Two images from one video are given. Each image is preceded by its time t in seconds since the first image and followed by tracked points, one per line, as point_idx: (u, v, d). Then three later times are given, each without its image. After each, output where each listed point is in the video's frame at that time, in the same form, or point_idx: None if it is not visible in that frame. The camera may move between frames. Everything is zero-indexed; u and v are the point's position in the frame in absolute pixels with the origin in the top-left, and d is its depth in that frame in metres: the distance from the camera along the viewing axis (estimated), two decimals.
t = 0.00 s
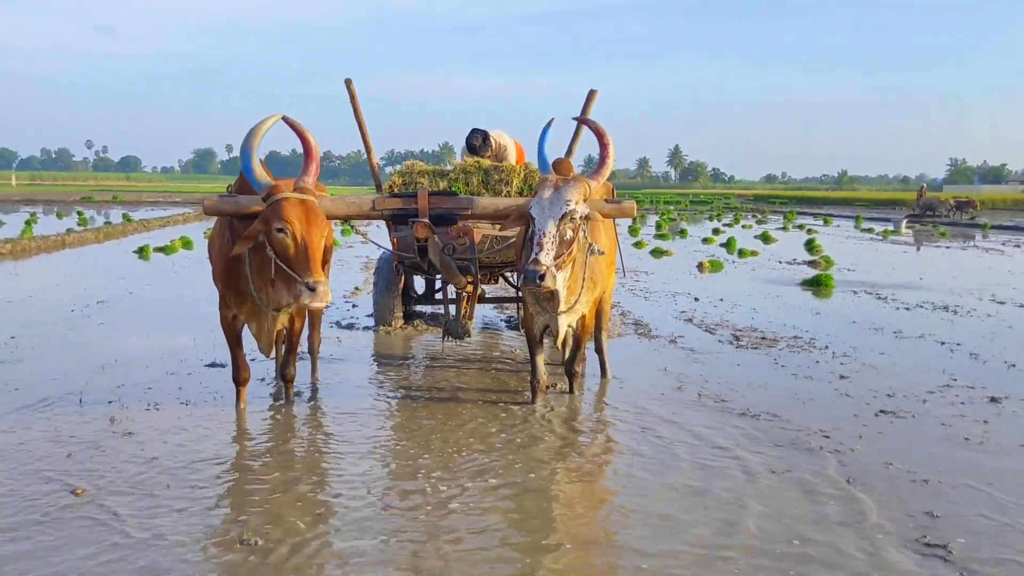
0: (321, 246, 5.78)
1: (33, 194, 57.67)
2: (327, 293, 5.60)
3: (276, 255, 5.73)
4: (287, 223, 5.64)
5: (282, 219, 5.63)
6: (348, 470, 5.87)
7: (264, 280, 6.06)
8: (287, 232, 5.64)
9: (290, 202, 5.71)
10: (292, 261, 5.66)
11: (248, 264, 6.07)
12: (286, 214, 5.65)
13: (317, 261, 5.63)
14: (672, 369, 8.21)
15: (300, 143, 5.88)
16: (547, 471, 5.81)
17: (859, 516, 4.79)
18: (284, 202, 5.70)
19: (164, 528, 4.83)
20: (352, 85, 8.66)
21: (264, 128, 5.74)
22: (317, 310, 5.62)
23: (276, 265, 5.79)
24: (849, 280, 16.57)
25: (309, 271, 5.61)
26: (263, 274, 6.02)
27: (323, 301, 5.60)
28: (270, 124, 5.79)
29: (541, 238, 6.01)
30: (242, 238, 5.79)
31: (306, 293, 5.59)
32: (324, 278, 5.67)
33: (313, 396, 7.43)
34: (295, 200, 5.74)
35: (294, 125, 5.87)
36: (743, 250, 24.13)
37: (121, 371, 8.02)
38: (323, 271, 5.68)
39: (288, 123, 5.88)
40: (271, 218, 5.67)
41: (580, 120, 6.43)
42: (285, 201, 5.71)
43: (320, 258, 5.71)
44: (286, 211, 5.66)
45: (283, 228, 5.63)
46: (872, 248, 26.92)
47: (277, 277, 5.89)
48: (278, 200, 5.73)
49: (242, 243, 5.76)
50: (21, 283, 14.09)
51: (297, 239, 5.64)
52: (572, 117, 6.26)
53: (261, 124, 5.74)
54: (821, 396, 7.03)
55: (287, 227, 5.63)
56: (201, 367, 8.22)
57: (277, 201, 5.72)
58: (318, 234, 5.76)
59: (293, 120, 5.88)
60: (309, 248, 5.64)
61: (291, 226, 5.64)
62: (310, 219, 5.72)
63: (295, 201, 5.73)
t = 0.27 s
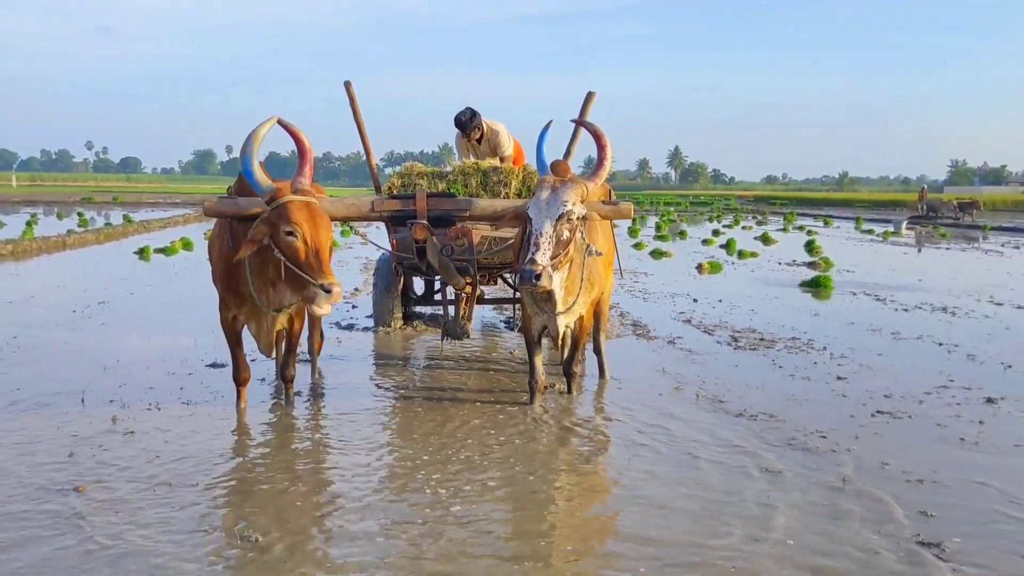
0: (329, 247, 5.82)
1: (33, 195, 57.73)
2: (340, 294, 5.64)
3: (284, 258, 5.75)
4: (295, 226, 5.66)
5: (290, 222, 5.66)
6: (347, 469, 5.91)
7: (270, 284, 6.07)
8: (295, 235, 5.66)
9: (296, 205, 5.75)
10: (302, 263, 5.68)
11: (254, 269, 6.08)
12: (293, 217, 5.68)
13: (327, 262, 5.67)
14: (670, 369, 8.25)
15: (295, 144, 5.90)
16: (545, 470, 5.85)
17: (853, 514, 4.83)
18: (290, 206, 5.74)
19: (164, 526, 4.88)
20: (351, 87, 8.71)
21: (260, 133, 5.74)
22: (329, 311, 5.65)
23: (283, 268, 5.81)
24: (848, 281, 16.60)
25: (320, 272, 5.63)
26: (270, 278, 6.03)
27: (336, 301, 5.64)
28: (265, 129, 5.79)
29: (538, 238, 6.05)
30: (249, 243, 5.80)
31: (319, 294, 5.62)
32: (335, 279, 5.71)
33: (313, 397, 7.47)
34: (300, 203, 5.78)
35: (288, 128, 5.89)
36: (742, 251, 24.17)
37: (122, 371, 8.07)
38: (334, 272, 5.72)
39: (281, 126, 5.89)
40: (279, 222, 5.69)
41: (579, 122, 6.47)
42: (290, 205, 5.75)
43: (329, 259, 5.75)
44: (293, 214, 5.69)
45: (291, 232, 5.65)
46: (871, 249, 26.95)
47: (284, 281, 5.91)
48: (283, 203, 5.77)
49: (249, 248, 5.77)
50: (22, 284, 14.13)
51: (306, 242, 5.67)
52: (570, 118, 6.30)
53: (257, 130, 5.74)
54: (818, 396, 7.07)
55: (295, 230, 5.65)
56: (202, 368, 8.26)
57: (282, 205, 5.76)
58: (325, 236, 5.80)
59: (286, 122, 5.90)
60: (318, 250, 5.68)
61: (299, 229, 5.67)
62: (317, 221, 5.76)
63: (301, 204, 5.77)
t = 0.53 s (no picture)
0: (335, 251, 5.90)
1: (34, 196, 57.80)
2: (350, 296, 5.73)
3: (291, 264, 5.80)
4: (302, 231, 5.72)
5: (297, 228, 5.72)
6: (346, 470, 5.93)
7: (274, 288, 6.12)
8: (302, 241, 5.73)
9: (301, 211, 5.81)
10: (310, 267, 5.74)
11: (258, 275, 6.12)
12: (300, 223, 5.74)
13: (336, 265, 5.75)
14: (669, 371, 8.27)
15: (293, 146, 5.93)
16: (543, 471, 5.88)
17: (849, 515, 4.85)
18: (295, 211, 5.80)
19: (164, 527, 4.91)
20: (352, 89, 8.73)
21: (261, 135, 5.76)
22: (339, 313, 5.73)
23: (290, 273, 5.86)
24: (849, 283, 16.60)
25: (329, 276, 5.71)
26: (274, 283, 6.08)
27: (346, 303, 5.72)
28: (265, 131, 5.80)
29: (536, 239, 6.08)
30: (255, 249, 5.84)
31: (329, 297, 5.69)
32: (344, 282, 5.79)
33: (313, 398, 7.49)
34: (305, 208, 5.85)
35: (286, 130, 5.92)
36: (743, 253, 24.18)
37: (123, 372, 8.10)
38: (342, 275, 5.80)
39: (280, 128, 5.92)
40: (285, 227, 5.75)
41: (578, 124, 6.49)
42: (295, 210, 5.81)
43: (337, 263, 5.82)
44: (299, 220, 5.76)
45: (298, 237, 5.71)
46: (872, 251, 26.94)
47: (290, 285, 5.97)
48: (288, 208, 5.83)
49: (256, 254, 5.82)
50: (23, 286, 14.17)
51: (314, 247, 5.73)
52: (569, 120, 6.32)
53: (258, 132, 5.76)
54: (816, 398, 7.08)
55: (303, 235, 5.72)
56: (202, 369, 8.29)
57: (287, 210, 5.82)
58: (331, 240, 5.87)
59: (284, 125, 5.94)
60: (325, 255, 5.74)
61: (306, 235, 5.73)
62: (322, 226, 5.83)
63: (306, 209, 5.84)
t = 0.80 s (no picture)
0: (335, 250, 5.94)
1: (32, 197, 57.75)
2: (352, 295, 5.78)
3: (291, 264, 5.83)
4: (302, 232, 5.75)
5: (297, 229, 5.75)
6: (344, 471, 5.95)
7: (274, 288, 6.14)
8: (303, 242, 5.76)
9: (300, 211, 5.84)
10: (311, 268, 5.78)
11: (257, 275, 6.14)
12: (300, 224, 5.77)
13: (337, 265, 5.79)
14: (666, 372, 8.30)
15: (290, 147, 5.96)
16: (540, 471, 5.90)
17: (843, 515, 4.88)
18: (295, 212, 5.82)
19: (161, 527, 4.92)
20: (350, 91, 8.75)
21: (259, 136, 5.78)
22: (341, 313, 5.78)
23: (290, 273, 5.89)
24: (845, 285, 16.64)
25: (330, 276, 5.75)
26: (274, 283, 6.11)
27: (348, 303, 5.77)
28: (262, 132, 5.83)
29: (533, 240, 6.10)
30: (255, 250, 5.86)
31: (331, 297, 5.74)
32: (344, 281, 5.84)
33: (310, 399, 7.51)
34: (304, 208, 5.88)
35: (282, 132, 5.95)
36: (740, 255, 24.21)
37: (120, 373, 8.11)
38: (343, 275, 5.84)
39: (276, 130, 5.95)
40: (285, 228, 5.78)
41: (574, 126, 6.52)
42: (295, 211, 5.83)
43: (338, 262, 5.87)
44: (299, 220, 5.78)
45: (298, 238, 5.74)
46: (869, 253, 27.00)
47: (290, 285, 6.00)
48: (288, 209, 5.85)
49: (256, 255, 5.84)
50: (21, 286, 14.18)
51: (315, 247, 5.76)
52: (566, 122, 6.35)
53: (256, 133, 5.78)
54: (812, 399, 7.11)
55: (303, 236, 5.75)
56: (200, 370, 8.30)
57: (287, 210, 5.85)
58: (331, 240, 5.91)
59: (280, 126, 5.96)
60: (326, 255, 5.78)
61: (306, 235, 5.76)
62: (322, 226, 5.86)
63: (305, 209, 5.87)
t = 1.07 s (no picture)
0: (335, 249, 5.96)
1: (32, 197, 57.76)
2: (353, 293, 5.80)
3: (291, 263, 5.85)
4: (302, 231, 5.77)
5: (297, 228, 5.77)
6: (344, 470, 5.98)
7: (274, 287, 6.17)
8: (303, 241, 5.78)
9: (301, 210, 5.86)
10: (311, 267, 5.80)
11: (258, 274, 6.17)
12: (300, 223, 5.79)
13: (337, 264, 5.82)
14: (666, 372, 8.33)
15: (290, 147, 5.99)
16: (540, 470, 5.93)
17: (841, 514, 4.92)
18: (295, 211, 5.84)
19: (163, 525, 4.95)
20: (351, 91, 8.78)
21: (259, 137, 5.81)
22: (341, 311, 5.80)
23: (290, 271, 5.92)
24: (844, 287, 16.67)
25: (331, 274, 5.77)
26: (274, 282, 6.13)
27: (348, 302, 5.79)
28: (262, 133, 5.85)
29: (534, 240, 6.13)
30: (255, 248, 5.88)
31: (331, 296, 5.76)
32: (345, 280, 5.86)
33: (311, 398, 7.53)
34: (305, 207, 5.90)
35: (283, 132, 5.97)
36: (739, 256, 24.24)
37: (121, 372, 8.14)
38: (343, 273, 5.87)
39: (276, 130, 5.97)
40: (286, 227, 5.80)
41: (574, 127, 6.55)
42: (295, 210, 5.86)
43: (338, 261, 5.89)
44: (299, 220, 5.81)
45: (298, 236, 5.76)
46: (867, 255, 27.04)
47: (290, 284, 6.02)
48: (289, 209, 5.88)
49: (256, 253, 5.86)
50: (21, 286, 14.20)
51: (315, 246, 5.78)
52: (566, 122, 6.37)
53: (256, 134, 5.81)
54: (811, 400, 7.14)
55: (303, 235, 5.77)
56: (200, 369, 8.33)
57: (287, 210, 5.87)
58: (332, 238, 5.93)
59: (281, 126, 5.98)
60: (326, 254, 5.81)
61: (306, 234, 5.78)
62: (323, 225, 5.88)
63: (305, 208, 5.89)
